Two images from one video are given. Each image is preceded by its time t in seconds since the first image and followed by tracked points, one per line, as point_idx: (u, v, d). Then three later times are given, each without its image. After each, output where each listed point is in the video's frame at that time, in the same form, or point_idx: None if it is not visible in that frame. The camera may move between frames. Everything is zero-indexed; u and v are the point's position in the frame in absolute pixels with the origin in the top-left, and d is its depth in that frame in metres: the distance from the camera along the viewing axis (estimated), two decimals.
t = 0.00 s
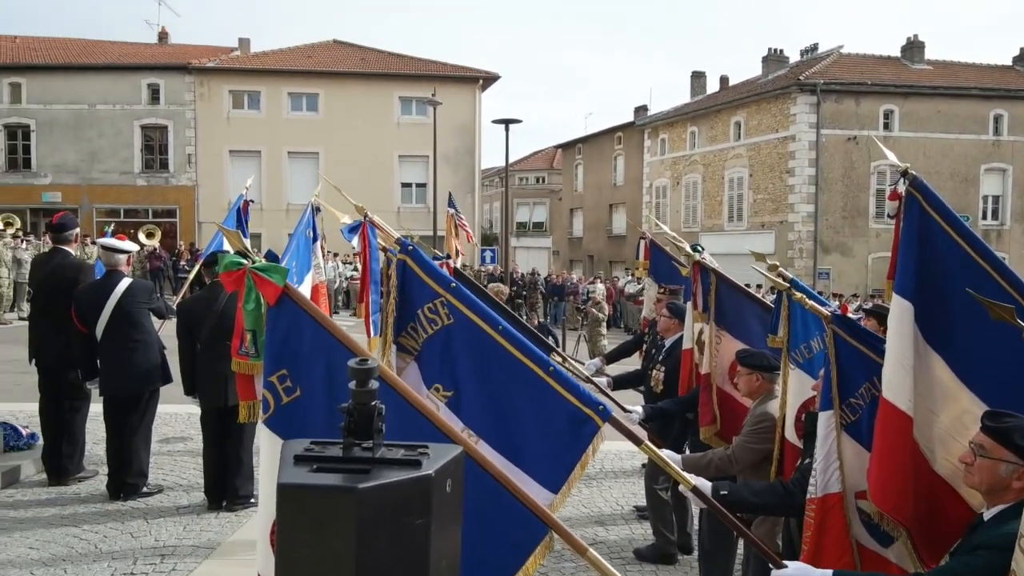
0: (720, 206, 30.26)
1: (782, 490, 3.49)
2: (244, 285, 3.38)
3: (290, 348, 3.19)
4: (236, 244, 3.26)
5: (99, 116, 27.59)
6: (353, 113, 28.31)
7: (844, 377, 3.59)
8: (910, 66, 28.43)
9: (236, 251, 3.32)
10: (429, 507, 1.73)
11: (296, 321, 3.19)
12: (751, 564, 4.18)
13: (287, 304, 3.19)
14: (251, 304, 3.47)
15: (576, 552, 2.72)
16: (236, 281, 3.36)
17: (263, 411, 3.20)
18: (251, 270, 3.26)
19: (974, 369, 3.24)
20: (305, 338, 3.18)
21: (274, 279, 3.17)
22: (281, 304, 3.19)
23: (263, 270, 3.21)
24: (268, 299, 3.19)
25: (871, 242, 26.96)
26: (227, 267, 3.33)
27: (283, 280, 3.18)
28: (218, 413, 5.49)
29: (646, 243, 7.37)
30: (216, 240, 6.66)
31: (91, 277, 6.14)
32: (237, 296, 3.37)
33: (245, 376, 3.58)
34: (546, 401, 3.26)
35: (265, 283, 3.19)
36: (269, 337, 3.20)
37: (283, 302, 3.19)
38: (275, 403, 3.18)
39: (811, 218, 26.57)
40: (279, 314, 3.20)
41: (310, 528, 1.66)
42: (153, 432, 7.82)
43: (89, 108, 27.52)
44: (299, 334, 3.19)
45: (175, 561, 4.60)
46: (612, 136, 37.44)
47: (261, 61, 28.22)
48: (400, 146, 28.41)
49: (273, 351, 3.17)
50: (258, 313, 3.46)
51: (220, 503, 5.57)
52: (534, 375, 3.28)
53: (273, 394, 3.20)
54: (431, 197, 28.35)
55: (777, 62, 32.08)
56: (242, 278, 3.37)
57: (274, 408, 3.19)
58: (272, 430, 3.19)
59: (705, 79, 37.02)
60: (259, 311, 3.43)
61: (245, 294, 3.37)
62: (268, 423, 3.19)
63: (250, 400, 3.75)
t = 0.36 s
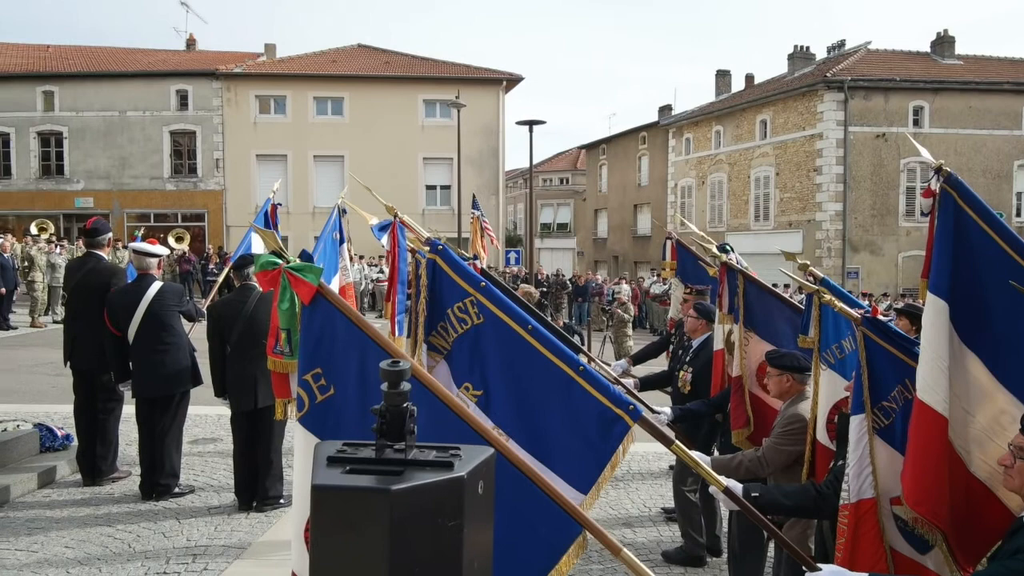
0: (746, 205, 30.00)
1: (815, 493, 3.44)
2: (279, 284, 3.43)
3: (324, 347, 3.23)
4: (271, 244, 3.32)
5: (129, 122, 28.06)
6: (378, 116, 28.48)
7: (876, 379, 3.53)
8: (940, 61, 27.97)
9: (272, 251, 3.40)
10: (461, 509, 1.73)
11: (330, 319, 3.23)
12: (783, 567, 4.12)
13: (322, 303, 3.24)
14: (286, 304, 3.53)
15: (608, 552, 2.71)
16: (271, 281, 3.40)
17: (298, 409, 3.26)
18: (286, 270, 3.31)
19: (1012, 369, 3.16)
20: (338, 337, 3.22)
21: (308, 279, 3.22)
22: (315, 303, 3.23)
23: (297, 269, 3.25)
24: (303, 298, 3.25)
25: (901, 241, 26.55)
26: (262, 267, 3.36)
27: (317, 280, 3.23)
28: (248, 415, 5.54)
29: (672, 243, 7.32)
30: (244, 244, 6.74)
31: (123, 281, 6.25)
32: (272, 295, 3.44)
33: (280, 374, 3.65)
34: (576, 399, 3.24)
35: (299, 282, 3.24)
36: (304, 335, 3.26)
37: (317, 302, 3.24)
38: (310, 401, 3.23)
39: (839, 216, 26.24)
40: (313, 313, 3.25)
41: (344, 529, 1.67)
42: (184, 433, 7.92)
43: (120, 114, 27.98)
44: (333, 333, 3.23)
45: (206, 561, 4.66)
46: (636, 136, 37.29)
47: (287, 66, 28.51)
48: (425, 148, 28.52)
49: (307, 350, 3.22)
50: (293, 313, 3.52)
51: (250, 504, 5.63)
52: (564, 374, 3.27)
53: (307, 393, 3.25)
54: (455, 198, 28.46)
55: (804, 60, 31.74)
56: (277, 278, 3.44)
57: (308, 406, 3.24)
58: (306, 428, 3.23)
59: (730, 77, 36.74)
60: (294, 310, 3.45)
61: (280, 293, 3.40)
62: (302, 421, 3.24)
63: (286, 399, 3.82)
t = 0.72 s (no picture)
0: (768, 205, 29.73)
1: (842, 495, 3.39)
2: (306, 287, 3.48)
3: (350, 349, 3.26)
4: (297, 247, 3.37)
5: (154, 128, 28.42)
6: (398, 120, 28.62)
7: (908, 380, 3.47)
8: (966, 58, 27.57)
9: (299, 253, 3.42)
10: (488, 512, 1.73)
11: (357, 321, 3.26)
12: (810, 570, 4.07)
13: (349, 305, 3.27)
14: (313, 306, 3.57)
15: (636, 555, 2.69)
16: (297, 284, 3.45)
17: (325, 411, 3.28)
18: (313, 273, 3.35)
19: None
20: (365, 339, 3.24)
21: (335, 282, 3.26)
22: (342, 306, 3.27)
23: (325, 272, 3.30)
24: (330, 301, 3.28)
25: (927, 240, 26.18)
26: (290, 270, 3.42)
27: (344, 282, 3.27)
28: (272, 416, 5.58)
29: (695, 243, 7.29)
30: (267, 246, 6.80)
31: (150, 284, 6.32)
32: (300, 298, 3.48)
33: (307, 377, 3.69)
34: (600, 401, 3.23)
35: (326, 285, 3.28)
36: (331, 338, 3.28)
37: (344, 304, 3.27)
38: (336, 403, 3.26)
39: (864, 216, 25.92)
40: (340, 316, 3.28)
41: (372, 531, 1.67)
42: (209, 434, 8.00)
43: (145, 120, 28.35)
44: (359, 335, 3.25)
45: (232, 562, 4.69)
46: (657, 137, 37.12)
47: (309, 70, 28.73)
48: (445, 151, 28.61)
49: (334, 352, 3.24)
50: (320, 314, 3.56)
51: (274, 504, 5.68)
52: (588, 376, 3.26)
53: (334, 395, 3.27)
54: (476, 200, 28.53)
55: (826, 58, 31.42)
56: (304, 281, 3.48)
57: (335, 408, 3.26)
58: (333, 430, 3.26)
59: (752, 76, 36.46)
60: (321, 312, 3.53)
61: (308, 296, 3.48)
62: (329, 423, 3.26)
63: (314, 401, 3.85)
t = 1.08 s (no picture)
0: (792, 203, 29.45)
1: (870, 495, 3.35)
2: (331, 287, 3.51)
3: (375, 349, 3.27)
4: (322, 247, 3.42)
5: (179, 129, 28.74)
6: (420, 120, 28.74)
7: (939, 380, 3.42)
8: (995, 52, 27.13)
9: (324, 255, 3.47)
10: (516, 510, 1.73)
11: (381, 321, 3.27)
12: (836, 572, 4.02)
13: (373, 305, 3.29)
14: (338, 306, 3.59)
15: (662, 555, 2.67)
16: (322, 284, 3.49)
17: (350, 410, 3.29)
18: (337, 273, 3.37)
19: None
20: (389, 339, 3.26)
21: (360, 282, 3.28)
22: (366, 306, 3.29)
23: (349, 272, 3.32)
24: (354, 300, 3.30)
25: (955, 238, 25.83)
26: (314, 271, 3.46)
27: (369, 282, 3.29)
28: (296, 415, 5.62)
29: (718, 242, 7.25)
30: (290, 246, 6.85)
31: (176, 283, 6.39)
32: (325, 298, 3.51)
33: (333, 376, 3.71)
34: (624, 401, 3.22)
35: (351, 285, 3.30)
36: (356, 337, 3.30)
37: (368, 303, 3.29)
38: (361, 402, 3.27)
39: (889, 213, 25.60)
40: (364, 316, 3.30)
41: (399, 528, 1.68)
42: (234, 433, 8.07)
43: (170, 121, 28.69)
44: (384, 334, 3.27)
45: (257, 559, 4.73)
46: (678, 135, 36.90)
47: (331, 71, 28.93)
48: (466, 150, 28.69)
49: (359, 351, 3.26)
50: (345, 314, 3.58)
51: (299, 502, 5.72)
52: (612, 376, 3.25)
53: (359, 395, 3.28)
54: (497, 200, 28.58)
55: (851, 53, 31.05)
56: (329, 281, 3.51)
57: (360, 407, 3.28)
58: (358, 429, 3.27)
59: (775, 73, 36.14)
60: (346, 312, 3.55)
61: (332, 296, 3.50)
62: (354, 422, 3.28)
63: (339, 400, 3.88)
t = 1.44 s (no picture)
0: (813, 204, 29.19)
1: (893, 501, 3.31)
2: (354, 284, 3.55)
3: (398, 347, 3.28)
4: (346, 245, 3.45)
5: (201, 132, 29.03)
6: (438, 121, 28.82)
7: (965, 383, 3.37)
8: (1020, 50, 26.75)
9: (347, 252, 3.54)
10: (538, 514, 1.72)
11: (405, 319, 3.29)
12: None
13: (396, 303, 3.31)
14: (362, 304, 3.63)
15: (686, 557, 2.66)
16: (346, 282, 3.54)
17: (373, 407, 3.31)
18: (362, 270, 3.40)
19: None
20: (412, 338, 3.27)
21: (383, 279, 3.29)
22: (389, 303, 3.30)
23: (373, 270, 3.33)
24: (377, 298, 3.31)
25: (979, 239, 25.55)
26: (338, 268, 3.52)
27: (392, 280, 3.30)
28: (316, 415, 5.64)
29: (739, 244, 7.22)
30: (309, 248, 6.90)
31: (199, 284, 6.45)
32: (349, 296, 3.55)
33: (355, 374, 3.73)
34: (644, 403, 3.20)
35: (374, 282, 3.32)
36: (379, 335, 3.32)
37: (392, 301, 3.30)
38: (384, 400, 3.28)
39: (912, 214, 25.30)
40: (388, 313, 3.32)
41: (423, 529, 1.68)
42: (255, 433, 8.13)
43: (192, 124, 28.99)
44: (406, 332, 3.28)
45: (278, 559, 4.76)
46: (698, 135, 36.70)
47: (351, 73, 29.10)
48: (485, 152, 28.75)
49: (382, 348, 3.28)
50: (368, 312, 3.60)
51: (319, 502, 5.75)
52: (633, 378, 3.24)
53: (381, 392, 3.29)
54: (515, 201, 28.61)
55: (873, 53, 30.77)
56: (353, 278, 3.55)
57: (382, 405, 3.29)
58: (381, 426, 3.28)
59: (796, 73, 35.85)
60: (369, 310, 3.58)
61: (356, 294, 3.55)
62: (377, 419, 3.29)
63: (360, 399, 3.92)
